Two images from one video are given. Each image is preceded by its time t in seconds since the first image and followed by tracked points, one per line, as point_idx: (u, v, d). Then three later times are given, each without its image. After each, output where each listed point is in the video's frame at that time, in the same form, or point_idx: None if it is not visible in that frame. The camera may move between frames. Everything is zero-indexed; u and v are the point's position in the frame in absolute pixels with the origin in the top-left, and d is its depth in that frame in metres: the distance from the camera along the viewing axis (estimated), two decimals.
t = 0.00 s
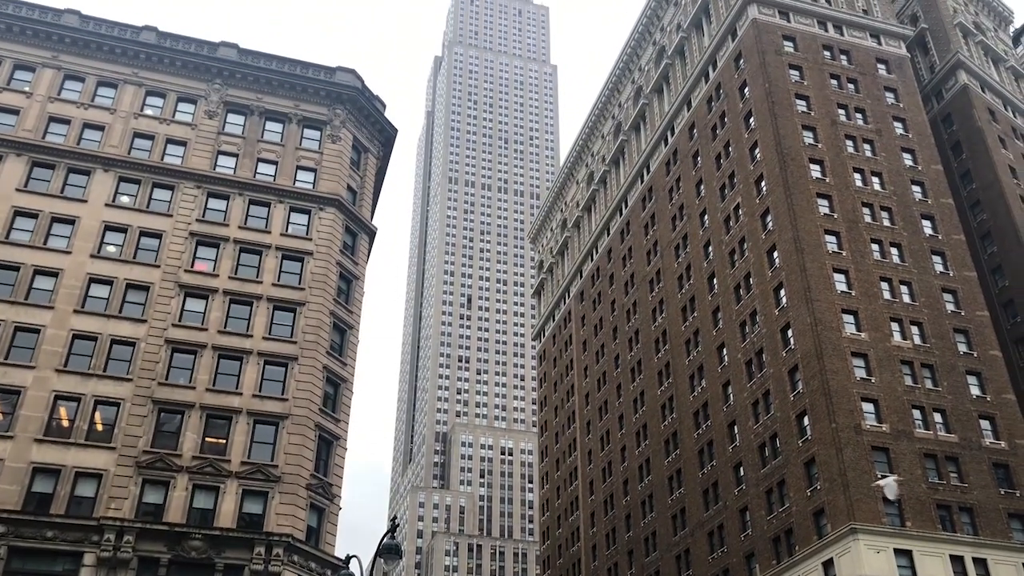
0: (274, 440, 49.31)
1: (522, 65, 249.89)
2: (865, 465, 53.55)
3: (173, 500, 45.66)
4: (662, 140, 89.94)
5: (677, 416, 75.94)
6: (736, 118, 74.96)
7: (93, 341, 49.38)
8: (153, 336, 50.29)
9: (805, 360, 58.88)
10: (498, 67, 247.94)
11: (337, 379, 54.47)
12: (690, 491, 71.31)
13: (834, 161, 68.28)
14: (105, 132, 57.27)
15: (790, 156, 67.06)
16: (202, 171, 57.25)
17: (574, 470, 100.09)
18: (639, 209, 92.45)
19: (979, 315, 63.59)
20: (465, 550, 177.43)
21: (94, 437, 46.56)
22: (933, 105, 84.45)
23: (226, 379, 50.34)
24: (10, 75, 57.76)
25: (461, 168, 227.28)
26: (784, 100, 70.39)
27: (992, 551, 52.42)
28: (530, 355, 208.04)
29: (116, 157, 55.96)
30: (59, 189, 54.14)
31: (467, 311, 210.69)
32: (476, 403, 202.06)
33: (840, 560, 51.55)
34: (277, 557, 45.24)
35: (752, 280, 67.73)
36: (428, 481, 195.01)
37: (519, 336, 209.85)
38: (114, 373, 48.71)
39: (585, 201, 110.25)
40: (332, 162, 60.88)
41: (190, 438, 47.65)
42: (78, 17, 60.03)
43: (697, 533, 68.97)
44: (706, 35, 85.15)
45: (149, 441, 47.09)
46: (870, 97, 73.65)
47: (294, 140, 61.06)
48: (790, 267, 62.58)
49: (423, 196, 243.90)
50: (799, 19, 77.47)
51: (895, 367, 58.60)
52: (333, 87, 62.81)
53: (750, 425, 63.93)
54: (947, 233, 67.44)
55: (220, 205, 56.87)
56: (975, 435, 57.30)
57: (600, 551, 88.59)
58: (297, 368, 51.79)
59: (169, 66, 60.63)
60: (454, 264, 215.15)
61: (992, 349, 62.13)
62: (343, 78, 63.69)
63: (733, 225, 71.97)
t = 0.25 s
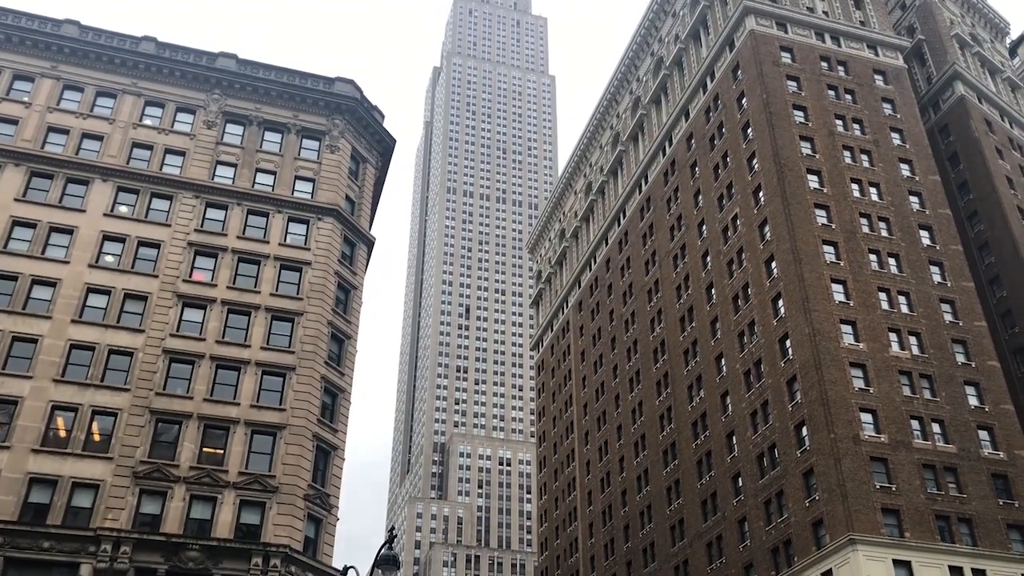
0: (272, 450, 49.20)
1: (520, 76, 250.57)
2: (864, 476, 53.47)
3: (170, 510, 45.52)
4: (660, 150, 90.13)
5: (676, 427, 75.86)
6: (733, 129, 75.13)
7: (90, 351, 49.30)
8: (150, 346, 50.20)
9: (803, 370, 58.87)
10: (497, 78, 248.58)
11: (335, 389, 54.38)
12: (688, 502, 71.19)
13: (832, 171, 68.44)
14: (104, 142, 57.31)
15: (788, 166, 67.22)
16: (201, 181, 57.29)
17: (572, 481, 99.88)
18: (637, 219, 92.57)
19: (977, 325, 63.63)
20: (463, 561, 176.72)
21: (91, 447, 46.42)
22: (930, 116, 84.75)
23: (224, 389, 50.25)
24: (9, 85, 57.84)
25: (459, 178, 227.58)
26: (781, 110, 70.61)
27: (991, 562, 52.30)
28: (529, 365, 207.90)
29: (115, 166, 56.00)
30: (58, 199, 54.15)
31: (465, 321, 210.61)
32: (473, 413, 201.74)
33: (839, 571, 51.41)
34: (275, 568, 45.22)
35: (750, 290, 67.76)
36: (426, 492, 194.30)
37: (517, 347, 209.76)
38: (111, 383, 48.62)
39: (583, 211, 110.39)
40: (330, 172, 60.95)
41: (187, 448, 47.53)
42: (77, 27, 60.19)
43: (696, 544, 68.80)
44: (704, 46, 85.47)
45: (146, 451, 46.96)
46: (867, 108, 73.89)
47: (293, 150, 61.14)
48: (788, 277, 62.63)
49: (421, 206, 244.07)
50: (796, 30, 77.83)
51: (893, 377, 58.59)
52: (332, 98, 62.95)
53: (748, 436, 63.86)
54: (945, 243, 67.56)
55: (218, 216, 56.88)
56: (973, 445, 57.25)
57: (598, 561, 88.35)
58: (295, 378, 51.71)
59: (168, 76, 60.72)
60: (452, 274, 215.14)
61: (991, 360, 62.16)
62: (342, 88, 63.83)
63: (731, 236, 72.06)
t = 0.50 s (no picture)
0: (270, 461, 49.09)
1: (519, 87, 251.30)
2: (862, 486, 53.40)
3: (167, 521, 45.41)
4: (658, 161, 90.32)
5: (674, 437, 75.78)
6: (731, 139, 75.35)
7: (88, 361, 49.25)
8: (148, 356, 50.16)
9: (801, 380, 58.87)
10: (495, 88, 249.21)
11: (333, 399, 54.33)
12: (687, 513, 71.04)
13: (829, 182, 68.60)
14: (103, 152, 57.38)
15: (785, 177, 67.38)
16: (200, 191, 57.34)
17: (570, 491, 99.69)
18: (636, 229, 92.69)
19: (975, 335, 63.70)
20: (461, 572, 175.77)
21: (88, 458, 46.32)
22: (927, 127, 85.06)
23: (221, 399, 50.19)
24: (8, 95, 57.96)
25: (457, 188, 227.84)
26: (779, 121, 70.84)
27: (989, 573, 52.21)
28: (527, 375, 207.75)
29: (114, 176, 56.05)
30: (57, 208, 54.19)
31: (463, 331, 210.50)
32: (471, 424, 201.40)
33: None
34: None
35: (748, 300, 67.81)
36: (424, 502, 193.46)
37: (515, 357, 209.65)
38: (109, 393, 48.55)
39: (581, 221, 110.51)
40: (329, 182, 61.04)
41: (185, 458, 47.44)
42: (77, 38, 60.35)
43: (694, 554, 68.63)
44: (701, 57, 85.79)
45: (144, 461, 46.87)
46: (864, 119, 74.13)
47: (292, 160, 61.24)
48: (786, 287, 62.69)
49: (420, 216, 244.27)
50: (794, 41, 78.19)
51: (891, 388, 58.60)
52: (331, 108, 63.11)
53: (747, 446, 63.79)
54: (942, 254, 67.69)
55: (217, 225, 56.91)
56: (971, 456, 57.23)
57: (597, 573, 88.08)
58: (293, 388, 51.66)
59: (167, 87, 60.85)
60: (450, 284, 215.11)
61: (988, 370, 62.20)
62: (341, 98, 63.99)
63: (729, 246, 72.14)
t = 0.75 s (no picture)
0: (267, 474, 48.94)
1: (517, 101, 252.07)
2: (861, 501, 53.27)
3: (164, 534, 45.22)
4: (656, 175, 90.52)
5: (673, 451, 75.62)
6: (729, 153, 75.56)
7: (86, 373, 49.16)
8: (146, 369, 50.08)
9: (800, 394, 58.81)
10: (494, 102, 249.89)
11: (331, 412, 54.23)
12: (685, 527, 70.81)
13: (827, 196, 68.75)
14: (102, 165, 57.46)
15: (783, 191, 67.54)
16: (198, 204, 57.39)
17: (569, 505, 99.36)
18: (634, 243, 92.80)
19: (973, 349, 63.72)
20: None
21: (85, 471, 46.14)
22: (925, 142, 85.36)
23: (219, 412, 50.08)
24: (8, 108, 58.09)
25: (456, 202, 228.08)
26: (777, 135, 71.06)
27: None
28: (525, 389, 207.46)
29: (113, 189, 56.12)
30: (55, 221, 54.22)
31: (461, 344, 210.29)
32: (470, 437, 200.88)
33: None
34: None
35: (746, 314, 67.83)
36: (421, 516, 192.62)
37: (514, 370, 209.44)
38: (106, 406, 48.43)
39: (580, 234, 110.63)
40: (328, 195, 61.12)
41: (182, 471, 47.29)
42: (77, 51, 60.56)
43: (693, 569, 68.36)
44: (699, 72, 86.13)
45: (141, 474, 46.71)
46: (862, 133, 74.38)
47: (291, 173, 61.34)
48: (784, 301, 62.74)
49: (419, 229, 244.45)
50: (791, 56, 78.55)
51: (890, 401, 58.57)
52: (330, 121, 63.26)
53: (745, 460, 63.66)
54: (940, 268, 67.78)
55: (215, 238, 56.95)
56: (971, 470, 57.13)
57: None
58: (291, 401, 51.57)
59: (167, 100, 60.99)
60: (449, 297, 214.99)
61: (987, 384, 62.16)
62: (340, 112, 64.17)
63: (728, 259, 72.22)
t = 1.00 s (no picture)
0: (265, 486, 48.75)
1: (517, 113, 252.67)
2: (861, 514, 53.08)
3: (161, 547, 45.00)
4: (655, 187, 90.57)
5: (672, 463, 75.41)
6: (728, 166, 75.64)
7: (83, 385, 49.01)
8: (144, 381, 49.93)
9: (799, 407, 58.67)
10: (494, 114, 250.37)
11: (329, 424, 54.06)
12: (685, 540, 70.53)
13: (826, 209, 68.80)
14: (101, 176, 57.45)
15: (782, 203, 67.58)
16: (197, 216, 57.37)
17: (568, 518, 99.00)
18: (633, 255, 92.78)
19: (972, 362, 63.62)
20: None
21: (81, 483, 45.93)
22: (923, 154, 85.51)
23: (217, 424, 49.91)
24: (7, 120, 58.13)
25: (455, 213, 228.21)
26: (776, 148, 71.17)
27: None
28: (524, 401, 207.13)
29: (112, 200, 56.10)
30: (54, 232, 54.17)
31: (460, 356, 210.00)
32: (468, 450, 200.38)
33: None
34: None
35: (745, 326, 67.75)
36: (420, 529, 191.83)
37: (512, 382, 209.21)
38: (104, 418, 48.26)
39: (579, 246, 110.64)
40: (327, 207, 61.12)
41: (180, 483, 47.09)
42: (77, 63, 60.66)
43: None
44: (698, 84, 86.34)
45: (138, 486, 46.50)
46: (860, 146, 74.52)
47: (290, 185, 61.35)
48: (783, 314, 62.68)
49: (418, 241, 244.54)
50: (790, 69, 78.78)
51: (889, 414, 58.44)
52: (329, 133, 63.34)
53: (745, 472, 63.49)
54: (940, 281, 67.76)
55: (214, 250, 56.90)
56: (971, 483, 56.95)
57: None
58: (288, 413, 51.41)
59: (167, 111, 61.06)
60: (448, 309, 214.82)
61: (987, 397, 62.04)
62: (339, 124, 64.27)
63: (726, 272, 72.23)
